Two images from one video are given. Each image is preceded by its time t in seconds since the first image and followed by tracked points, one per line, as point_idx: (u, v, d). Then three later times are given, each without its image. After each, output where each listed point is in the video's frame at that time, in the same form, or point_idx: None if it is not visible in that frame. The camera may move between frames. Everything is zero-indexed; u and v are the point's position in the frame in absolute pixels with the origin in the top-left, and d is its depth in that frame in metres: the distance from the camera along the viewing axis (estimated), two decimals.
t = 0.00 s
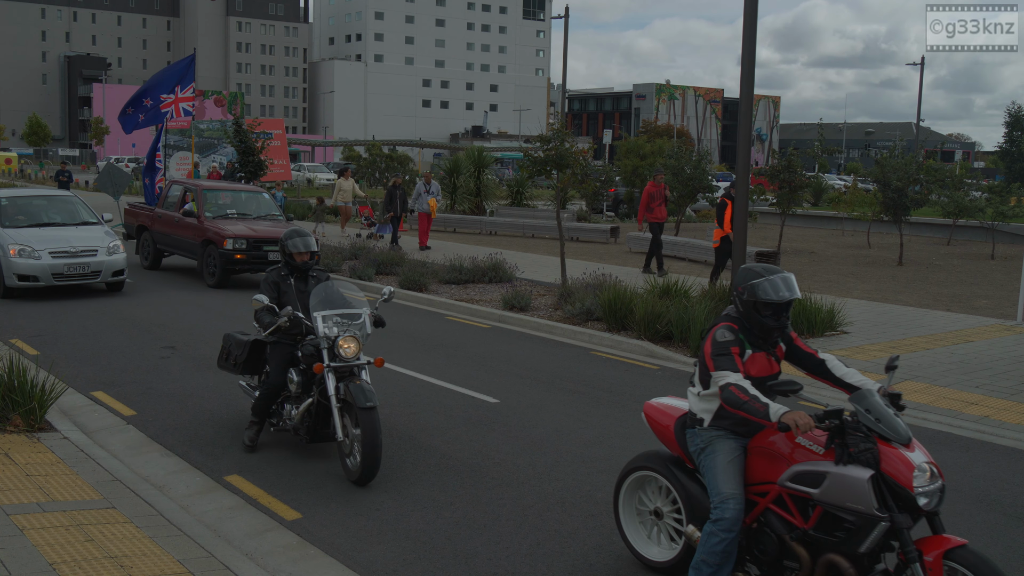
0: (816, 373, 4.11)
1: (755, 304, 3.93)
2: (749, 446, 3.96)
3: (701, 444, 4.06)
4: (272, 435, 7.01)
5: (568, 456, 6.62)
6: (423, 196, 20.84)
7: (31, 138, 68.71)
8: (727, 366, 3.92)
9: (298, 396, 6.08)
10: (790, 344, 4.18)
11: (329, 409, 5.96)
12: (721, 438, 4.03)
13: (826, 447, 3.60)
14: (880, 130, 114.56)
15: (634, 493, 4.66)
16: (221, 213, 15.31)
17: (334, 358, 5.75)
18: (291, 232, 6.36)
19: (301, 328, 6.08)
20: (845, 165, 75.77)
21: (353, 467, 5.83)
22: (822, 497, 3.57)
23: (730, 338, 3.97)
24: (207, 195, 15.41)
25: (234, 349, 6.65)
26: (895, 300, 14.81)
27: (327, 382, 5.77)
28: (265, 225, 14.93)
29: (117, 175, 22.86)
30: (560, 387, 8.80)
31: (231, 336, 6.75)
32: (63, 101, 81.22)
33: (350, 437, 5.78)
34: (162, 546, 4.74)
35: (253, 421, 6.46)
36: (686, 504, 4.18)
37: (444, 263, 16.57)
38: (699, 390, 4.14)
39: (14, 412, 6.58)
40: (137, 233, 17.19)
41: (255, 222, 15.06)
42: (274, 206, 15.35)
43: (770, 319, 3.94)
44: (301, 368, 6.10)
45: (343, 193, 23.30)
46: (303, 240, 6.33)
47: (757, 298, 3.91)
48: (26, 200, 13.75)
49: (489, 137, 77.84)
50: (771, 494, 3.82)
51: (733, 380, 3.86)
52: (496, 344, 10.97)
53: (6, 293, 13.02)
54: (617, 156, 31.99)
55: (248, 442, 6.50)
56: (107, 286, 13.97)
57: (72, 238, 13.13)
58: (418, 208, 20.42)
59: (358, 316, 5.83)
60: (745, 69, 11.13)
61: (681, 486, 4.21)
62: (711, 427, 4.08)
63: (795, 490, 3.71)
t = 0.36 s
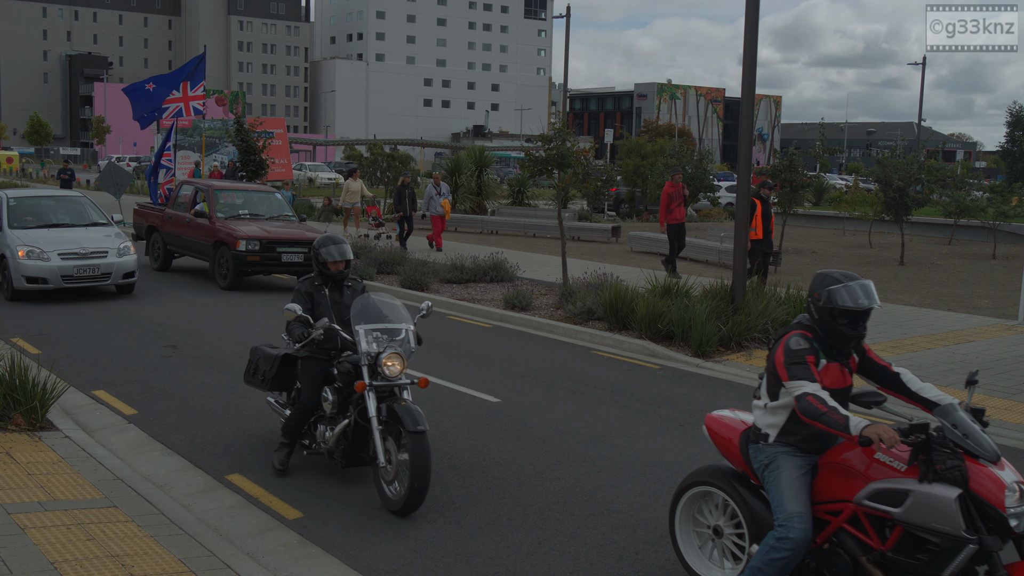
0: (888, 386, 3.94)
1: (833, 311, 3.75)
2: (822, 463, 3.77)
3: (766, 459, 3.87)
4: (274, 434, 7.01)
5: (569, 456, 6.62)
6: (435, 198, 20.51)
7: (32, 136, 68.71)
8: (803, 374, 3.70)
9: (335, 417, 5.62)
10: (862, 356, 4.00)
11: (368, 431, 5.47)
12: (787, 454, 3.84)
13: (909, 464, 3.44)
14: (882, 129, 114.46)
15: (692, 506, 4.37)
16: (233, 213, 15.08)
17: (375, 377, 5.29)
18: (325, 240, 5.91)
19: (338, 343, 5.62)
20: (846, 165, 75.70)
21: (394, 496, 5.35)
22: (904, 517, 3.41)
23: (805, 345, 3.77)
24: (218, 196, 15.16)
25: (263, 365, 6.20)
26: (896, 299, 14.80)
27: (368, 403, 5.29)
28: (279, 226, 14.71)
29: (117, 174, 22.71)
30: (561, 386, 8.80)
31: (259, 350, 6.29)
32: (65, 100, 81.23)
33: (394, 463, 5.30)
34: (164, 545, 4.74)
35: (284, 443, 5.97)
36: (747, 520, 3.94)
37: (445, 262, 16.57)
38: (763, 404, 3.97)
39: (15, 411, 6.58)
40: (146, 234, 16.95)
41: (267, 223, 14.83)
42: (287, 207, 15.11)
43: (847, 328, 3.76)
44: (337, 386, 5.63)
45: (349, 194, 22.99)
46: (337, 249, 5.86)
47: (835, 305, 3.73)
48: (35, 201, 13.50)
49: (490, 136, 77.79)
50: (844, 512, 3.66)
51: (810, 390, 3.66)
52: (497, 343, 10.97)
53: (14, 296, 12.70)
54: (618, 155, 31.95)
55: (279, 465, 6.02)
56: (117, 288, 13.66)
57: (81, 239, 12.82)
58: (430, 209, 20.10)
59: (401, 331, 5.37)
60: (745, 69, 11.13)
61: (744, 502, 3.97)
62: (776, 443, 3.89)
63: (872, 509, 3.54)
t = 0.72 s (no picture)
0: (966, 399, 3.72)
1: (914, 321, 3.52)
2: (898, 480, 3.57)
3: (842, 476, 3.65)
4: (275, 433, 7.01)
5: (569, 455, 6.62)
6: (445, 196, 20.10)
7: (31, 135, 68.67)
8: (886, 388, 3.46)
9: (376, 442, 5.11)
10: (939, 368, 3.77)
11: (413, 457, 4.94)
12: (865, 469, 3.62)
13: (1001, 484, 3.22)
14: (881, 129, 114.44)
15: (751, 526, 4.11)
16: (244, 214, 14.85)
17: (422, 398, 4.77)
18: (362, 248, 5.38)
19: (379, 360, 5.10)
20: (847, 164, 75.63)
21: (443, 530, 4.83)
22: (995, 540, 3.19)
23: (885, 357, 3.53)
24: (229, 196, 14.92)
25: (295, 383, 5.73)
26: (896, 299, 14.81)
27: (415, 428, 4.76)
28: (290, 227, 14.51)
29: (117, 174, 22.63)
30: (561, 386, 8.80)
31: (291, 366, 5.84)
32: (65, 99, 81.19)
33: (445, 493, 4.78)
34: (164, 543, 4.75)
35: (320, 467, 5.48)
36: (815, 542, 3.69)
37: (445, 261, 16.57)
38: (836, 419, 3.73)
39: (15, 410, 6.58)
40: (155, 235, 16.73)
41: (278, 224, 14.62)
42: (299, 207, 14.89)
43: (930, 338, 3.53)
44: (378, 407, 5.10)
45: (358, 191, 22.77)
46: (376, 258, 5.33)
47: (920, 314, 3.49)
48: (43, 202, 13.30)
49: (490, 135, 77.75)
50: (927, 533, 3.44)
51: (895, 404, 3.42)
52: (498, 342, 10.97)
53: (22, 298, 12.47)
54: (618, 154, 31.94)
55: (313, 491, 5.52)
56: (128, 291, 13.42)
57: (90, 240, 12.60)
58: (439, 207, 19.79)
59: (447, 347, 4.80)
60: (746, 68, 11.13)
61: (810, 522, 3.72)
62: (850, 459, 3.66)
63: (957, 531, 3.31)
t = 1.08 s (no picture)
0: None
1: (1014, 333, 3.20)
2: (990, 506, 3.30)
3: (932, 502, 3.37)
4: (276, 435, 7.10)
5: (566, 455, 6.72)
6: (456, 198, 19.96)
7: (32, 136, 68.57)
8: (984, 408, 3.18)
9: (429, 473, 4.61)
10: None
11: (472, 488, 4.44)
12: (956, 496, 3.34)
13: None
14: (881, 130, 114.54)
15: (818, 553, 3.77)
16: (256, 216, 14.68)
17: (485, 424, 4.27)
18: (406, 258, 4.86)
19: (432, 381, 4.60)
20: (847, 165, 75.75)
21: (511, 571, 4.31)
22: None
23: (981, 373, 3.25)
24: (240, 199, 14.77)
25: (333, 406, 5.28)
26: (894, 299, 14.92)
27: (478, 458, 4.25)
28: (303, 230, 14.37)
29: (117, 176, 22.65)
30: (558, 386, 8.90)
31: (328, 389, 5.41)
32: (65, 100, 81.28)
33: (518, 528, 4.23)
34: (161, 545, 4.84)
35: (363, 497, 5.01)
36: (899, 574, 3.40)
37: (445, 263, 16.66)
38: (924, 439, 3.44)
39: (15, 411, 6.68)
40: (164, 239, 16.58)
41: (290, 226, 14.49)
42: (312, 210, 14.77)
43: None
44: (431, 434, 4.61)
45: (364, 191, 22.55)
46: (422, 269, 4.80)
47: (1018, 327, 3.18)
48: (52, 205, 13.03)
49: (490, 136, 77.88)
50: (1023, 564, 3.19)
51: (996, 426, 3.14)
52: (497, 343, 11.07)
53: (29, 304, 12.21)
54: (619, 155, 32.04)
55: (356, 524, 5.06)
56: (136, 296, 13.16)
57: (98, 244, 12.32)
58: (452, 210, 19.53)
59: (508, 366, 4.27)
60: (745, 69, 11.24)
61: (892, 551, 3.43)
62: (940, 484, 3.39)
63: None
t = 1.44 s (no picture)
0: None
1: None
2: None
3: None
4: (278, 436, 6.95)
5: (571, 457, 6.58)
6: (465, 202, 19.39)
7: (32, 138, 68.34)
8: None
9: (493, 507, 4.10)
10: None
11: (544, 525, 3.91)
12: None
13: None
14: (881, 130, 114.39)
15: None
16: (268, 220, 14.26)
17: (558, 453, 3.78)
18: (460, 271, 4.38)
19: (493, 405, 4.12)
20: (847, 165, 75.60)
21: None
22: None
23: None
24: (252, 201, 14.35)
25: (376, 431, 4.76)
26: (897, 300, 14.77)
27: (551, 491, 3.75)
28: (318, 233, 13.92)
29: (117, 177, 22.46)
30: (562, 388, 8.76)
31: (367, 412, 4.89)
32: (65, 102, 81.10)
33: (602, 567, 3.69)
34: (164, 547, 4.69)
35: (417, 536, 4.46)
36: None
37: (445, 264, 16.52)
38: None
39: (16, 412, 6.53)
40: (174, 243, 16.13)
41: (306, 229, 14.06)
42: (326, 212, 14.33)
43: None
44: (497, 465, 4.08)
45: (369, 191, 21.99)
46: (478, 281, 4.31)
47: None
48: (61, 209, 12.60)
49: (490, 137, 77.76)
50: None
51: None
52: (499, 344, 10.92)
53: (39, 310, 11.78)
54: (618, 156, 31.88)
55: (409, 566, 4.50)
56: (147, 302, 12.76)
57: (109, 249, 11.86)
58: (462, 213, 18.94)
59: (581, 387, 3.79)
60: (747, 68, 11.09)
61: None
62: None
63: None
